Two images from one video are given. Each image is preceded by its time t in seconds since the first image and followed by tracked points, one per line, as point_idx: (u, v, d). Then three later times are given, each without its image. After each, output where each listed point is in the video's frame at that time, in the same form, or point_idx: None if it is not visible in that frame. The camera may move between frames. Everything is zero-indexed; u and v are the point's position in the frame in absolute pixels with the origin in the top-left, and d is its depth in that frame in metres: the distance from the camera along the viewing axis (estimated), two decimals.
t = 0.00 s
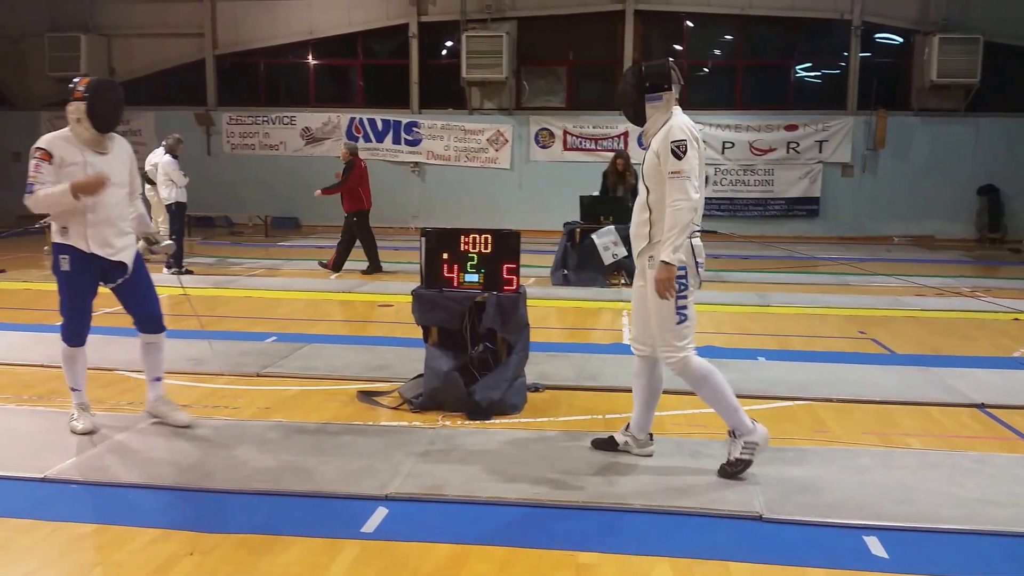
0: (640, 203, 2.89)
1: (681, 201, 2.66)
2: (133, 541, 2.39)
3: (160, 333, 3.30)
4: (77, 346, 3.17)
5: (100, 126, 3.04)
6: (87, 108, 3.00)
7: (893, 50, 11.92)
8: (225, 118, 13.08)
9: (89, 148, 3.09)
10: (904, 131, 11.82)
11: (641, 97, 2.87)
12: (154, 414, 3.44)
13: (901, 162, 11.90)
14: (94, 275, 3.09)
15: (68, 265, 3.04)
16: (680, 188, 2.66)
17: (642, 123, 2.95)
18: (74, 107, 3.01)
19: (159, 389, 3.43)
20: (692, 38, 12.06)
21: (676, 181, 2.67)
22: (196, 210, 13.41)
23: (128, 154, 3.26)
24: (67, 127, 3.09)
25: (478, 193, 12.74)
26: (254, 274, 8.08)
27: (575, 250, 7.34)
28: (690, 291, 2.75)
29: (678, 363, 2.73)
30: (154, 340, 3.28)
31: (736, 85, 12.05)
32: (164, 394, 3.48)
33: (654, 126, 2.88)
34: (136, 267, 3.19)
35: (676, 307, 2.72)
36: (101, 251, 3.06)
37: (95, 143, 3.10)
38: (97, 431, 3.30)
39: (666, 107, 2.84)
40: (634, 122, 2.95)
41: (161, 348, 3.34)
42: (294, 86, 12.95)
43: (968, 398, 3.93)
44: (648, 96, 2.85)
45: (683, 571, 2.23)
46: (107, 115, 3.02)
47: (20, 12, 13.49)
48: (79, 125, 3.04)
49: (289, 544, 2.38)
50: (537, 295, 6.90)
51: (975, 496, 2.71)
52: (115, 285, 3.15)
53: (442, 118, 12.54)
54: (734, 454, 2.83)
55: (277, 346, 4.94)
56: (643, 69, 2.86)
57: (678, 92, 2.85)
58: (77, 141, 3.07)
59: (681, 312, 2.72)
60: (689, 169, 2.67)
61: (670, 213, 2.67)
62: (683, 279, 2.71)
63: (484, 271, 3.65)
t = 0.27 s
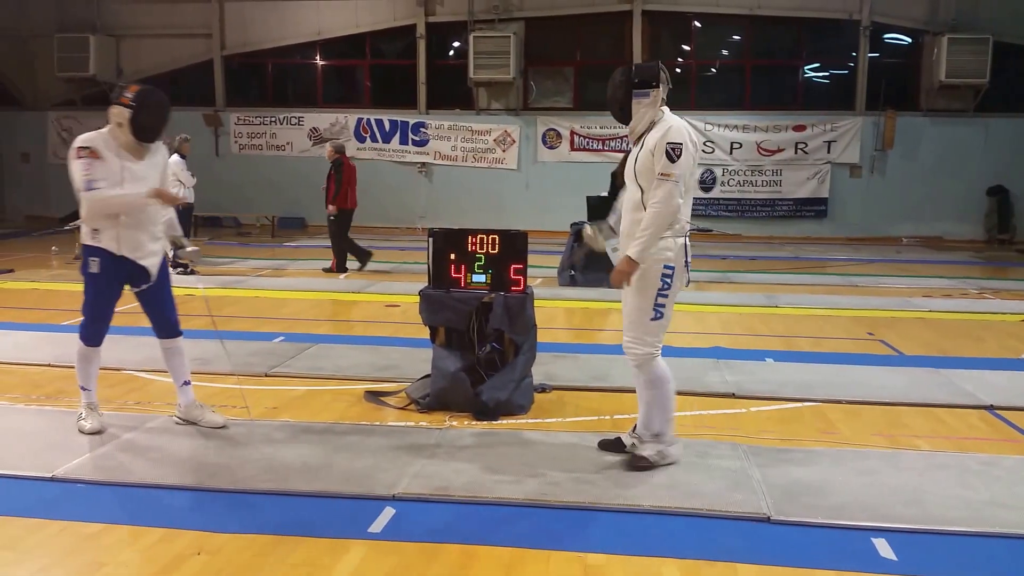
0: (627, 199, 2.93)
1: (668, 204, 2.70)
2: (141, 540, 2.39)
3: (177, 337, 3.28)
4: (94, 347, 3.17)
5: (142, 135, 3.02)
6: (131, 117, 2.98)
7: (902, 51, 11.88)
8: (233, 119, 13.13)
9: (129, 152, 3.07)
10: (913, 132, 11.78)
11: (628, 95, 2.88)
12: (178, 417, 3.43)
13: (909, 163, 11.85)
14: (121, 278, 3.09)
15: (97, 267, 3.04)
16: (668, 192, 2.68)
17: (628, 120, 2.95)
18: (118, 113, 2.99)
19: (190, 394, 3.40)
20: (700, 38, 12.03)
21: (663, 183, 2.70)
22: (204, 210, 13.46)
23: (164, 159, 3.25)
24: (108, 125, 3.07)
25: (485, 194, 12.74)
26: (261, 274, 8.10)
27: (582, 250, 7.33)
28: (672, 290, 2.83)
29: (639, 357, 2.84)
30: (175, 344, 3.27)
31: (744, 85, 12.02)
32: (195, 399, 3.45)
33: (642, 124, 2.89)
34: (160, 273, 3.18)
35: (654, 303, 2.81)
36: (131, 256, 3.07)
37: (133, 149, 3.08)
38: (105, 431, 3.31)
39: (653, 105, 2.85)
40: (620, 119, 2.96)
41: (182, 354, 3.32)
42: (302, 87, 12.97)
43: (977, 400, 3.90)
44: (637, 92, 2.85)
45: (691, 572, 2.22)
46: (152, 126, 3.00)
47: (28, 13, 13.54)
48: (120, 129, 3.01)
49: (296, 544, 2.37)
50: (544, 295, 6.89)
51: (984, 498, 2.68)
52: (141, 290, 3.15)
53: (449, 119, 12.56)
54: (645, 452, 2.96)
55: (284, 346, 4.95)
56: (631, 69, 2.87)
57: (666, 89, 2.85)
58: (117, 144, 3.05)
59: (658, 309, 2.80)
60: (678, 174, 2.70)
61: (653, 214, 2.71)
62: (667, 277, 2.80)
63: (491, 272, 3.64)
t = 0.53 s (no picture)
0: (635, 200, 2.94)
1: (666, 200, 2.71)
2: (147, 540, 2.39)
3: (198, 337, 3.27)
4: (129, 345, 3.16)
5: (187, 136, 3.07)
6: (181, 118, 3.03)
7: (910, 51, 11.83)
8: (239, 119, 13.16)
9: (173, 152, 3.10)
10: (920, 132, 11.74)
11: (628, 97, 2.87)
12: (184, 416, 3.44)
13: (916, 163, 11.81)
14: (158, 276, 3.10)
15: (140, 264, 3.05)
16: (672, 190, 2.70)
17: (633, 124, 2.94)
18: (166, 113, 3.02)
19: (197, 393, 3.40)
20: (707, 38, 12.01)
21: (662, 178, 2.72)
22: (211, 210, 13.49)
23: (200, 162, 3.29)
24: (152, 125, 3.09)
25: (491, 194, 12.75)
26: (268, 273, 8.11)
27: (588, 251, 7.32)
28: (675, 291, 2.81)
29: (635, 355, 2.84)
30: (194, 344, 3.27)
31: (751, 85, 12.00)
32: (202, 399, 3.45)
33: (645, 127, 2.89)
34: (198, 273, 3.20)
35: (655, 301, 2.78)
36: (174, 253, 3.08)
37: (177, 150, 3.11)
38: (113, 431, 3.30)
39: (656, 105, 2.84)
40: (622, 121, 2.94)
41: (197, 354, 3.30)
42: (308, 87, 12.99)
43: (985, 401, 3.88)
44: (637, 95, 2.85)
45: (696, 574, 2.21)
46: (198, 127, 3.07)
47: (36, 13, 13.59)
48: (165, 130, 3.05)
49: (301, 544, 2.38)
50: (549, 295, 6.89)
51: (992, 500, 2.67)
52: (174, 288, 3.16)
53: (455, 119, 12.57)
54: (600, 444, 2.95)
55: (290, 346, 4.96)
56: (628, 70, 2.87)
57: (666, 90, 2.86)
58: (163, 144, 3.08)
59: (659, 306, 2.78)
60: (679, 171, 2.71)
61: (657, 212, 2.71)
62: (672, 276, 2.78)
63: (497, 272, 3.64)
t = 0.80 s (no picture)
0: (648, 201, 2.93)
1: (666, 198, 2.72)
2: (151, 539, 2.40)
3: (206, 335, 3.29)
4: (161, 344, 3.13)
5: (208, 134, 3.06)
6: (201, 115, 3.02)
7: (915, 51, 11.81)
8: (244, 119, 13.19)
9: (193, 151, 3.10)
10: (926, 132, 11.70)
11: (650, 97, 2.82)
12: (189, 416, 3.44)
13: (922, 163, 11.78)
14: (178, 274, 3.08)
15: (159, 261, 3.02)
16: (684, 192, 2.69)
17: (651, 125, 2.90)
18: (187, 110, 3.02)
19: (202, 393, 3.40)
20: (711, 38, 12.00)
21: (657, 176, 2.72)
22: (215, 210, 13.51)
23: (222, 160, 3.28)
24: (175, 123, 3.09)
25: (495, 194, 12.75)
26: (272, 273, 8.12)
27: (592, 251, 7.32)
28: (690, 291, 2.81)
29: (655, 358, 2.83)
30: (200, 344, 3.30)
31: (756, 85, 11.98)
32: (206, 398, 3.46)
33: (664, 128, 2.86)
34: (210, 274, 3.21)
35: (669, 302, 2.78)
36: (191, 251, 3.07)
37: (197, 148, 3.11)
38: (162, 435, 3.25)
39: (677, 108, 2.81)
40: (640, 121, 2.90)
41: (203, 352, 3.34)
42: (313, 87, 13.00)
43: (990, 402, 3.87)
44: (660, 96, 2.80)
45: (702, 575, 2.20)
46: (219, 126, 3.06)
47: (41, 13, 13.63)
48: (188, 129, 3.05)
49: (306, 544, 2.38)
50: (554, 295, 6.88)
51: (998, 502, 2.66)
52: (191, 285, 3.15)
53: (459, 119, 12.57)
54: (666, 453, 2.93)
55: (294, 345, 4.96)
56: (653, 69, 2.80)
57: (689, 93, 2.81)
58: (183, 142, 3.08)
59: (673, 307, 2.78)
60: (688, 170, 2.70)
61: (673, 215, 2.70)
62: (683, 276, 2.78)
63: (501, 273, 3.63)
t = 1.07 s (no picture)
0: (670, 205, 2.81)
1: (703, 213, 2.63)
2: (153, 538, 2.40)
3: (207, 334, 3.28)
4: (155, 341, 3.16)
5: (214, 135, 3.07)
6: (206, 115, 3.03)
7: (919, 50, 11.78)
8: (247, 119, 13.20)
9: (200, 151, 3.11)
10: (930, 132, 11.67)
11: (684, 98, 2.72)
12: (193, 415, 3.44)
13: (925, 162, 11.75)
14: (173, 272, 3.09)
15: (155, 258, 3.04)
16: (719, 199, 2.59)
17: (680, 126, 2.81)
18: (193, 110, 3.03)
19: (206, 392, 3.39)
20: (714, 38, 12.01)
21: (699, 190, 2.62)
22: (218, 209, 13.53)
23: (229, 162, 3.29)
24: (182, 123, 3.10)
25: (497, 194, 12.75)
26: (275, 273, 8.12)
27: (595, 250, 7.32)
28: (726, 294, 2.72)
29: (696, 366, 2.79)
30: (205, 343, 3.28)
31: (759, 85, 11.96)
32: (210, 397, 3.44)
33: (693, 131, 2.76)
34: (208, 273, 3.20)
35: (710, 308, 2.68)
36: (185, 252, 3.08)
37: (205, 148, 3.11)
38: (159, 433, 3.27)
39: (708, 113, 2.72)
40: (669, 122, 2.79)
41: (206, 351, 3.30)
42: (316, 87, 13.02)
43: (995, 403, 3.86)
44: (693, 98, 2.71)
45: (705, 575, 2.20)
46: (225, 127, 3.06)
47: (45, 13, 13.66)
48: (194, 128, 3.06)
49: (309, 543, 2.38)
50: (556, 295, 6.87)
51: (1002, 503, 2.65)
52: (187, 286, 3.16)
53: (461, 119, 12.57)
54: (761, 456, 2.87)
55: (296, 345, 4.97)
56: (690, 69, 2.71)
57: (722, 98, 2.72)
58: (189, 142, 3.09)
59: (717, 313, 2.69)
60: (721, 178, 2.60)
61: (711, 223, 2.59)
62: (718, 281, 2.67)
63: (504, 272, 3.64)
